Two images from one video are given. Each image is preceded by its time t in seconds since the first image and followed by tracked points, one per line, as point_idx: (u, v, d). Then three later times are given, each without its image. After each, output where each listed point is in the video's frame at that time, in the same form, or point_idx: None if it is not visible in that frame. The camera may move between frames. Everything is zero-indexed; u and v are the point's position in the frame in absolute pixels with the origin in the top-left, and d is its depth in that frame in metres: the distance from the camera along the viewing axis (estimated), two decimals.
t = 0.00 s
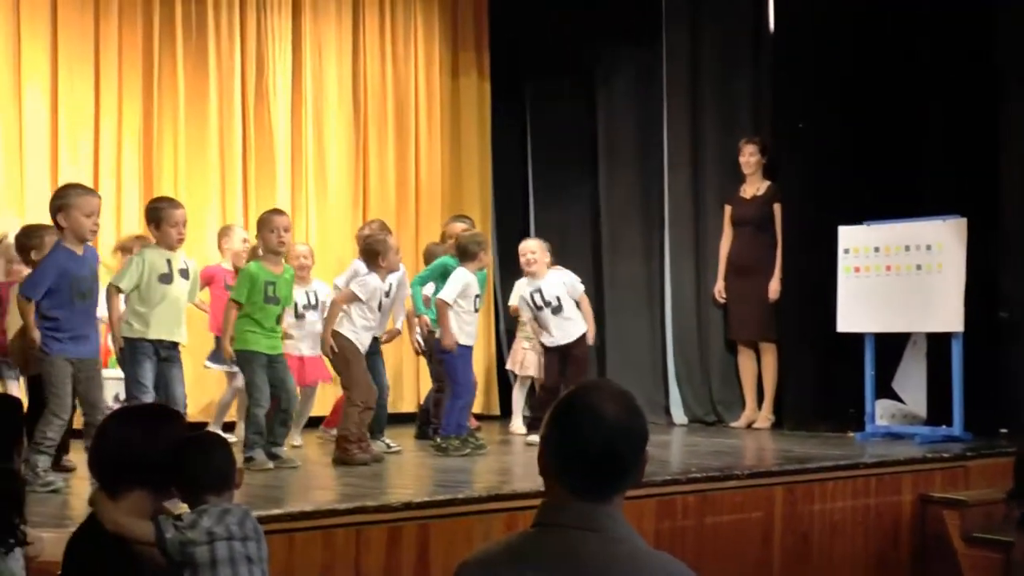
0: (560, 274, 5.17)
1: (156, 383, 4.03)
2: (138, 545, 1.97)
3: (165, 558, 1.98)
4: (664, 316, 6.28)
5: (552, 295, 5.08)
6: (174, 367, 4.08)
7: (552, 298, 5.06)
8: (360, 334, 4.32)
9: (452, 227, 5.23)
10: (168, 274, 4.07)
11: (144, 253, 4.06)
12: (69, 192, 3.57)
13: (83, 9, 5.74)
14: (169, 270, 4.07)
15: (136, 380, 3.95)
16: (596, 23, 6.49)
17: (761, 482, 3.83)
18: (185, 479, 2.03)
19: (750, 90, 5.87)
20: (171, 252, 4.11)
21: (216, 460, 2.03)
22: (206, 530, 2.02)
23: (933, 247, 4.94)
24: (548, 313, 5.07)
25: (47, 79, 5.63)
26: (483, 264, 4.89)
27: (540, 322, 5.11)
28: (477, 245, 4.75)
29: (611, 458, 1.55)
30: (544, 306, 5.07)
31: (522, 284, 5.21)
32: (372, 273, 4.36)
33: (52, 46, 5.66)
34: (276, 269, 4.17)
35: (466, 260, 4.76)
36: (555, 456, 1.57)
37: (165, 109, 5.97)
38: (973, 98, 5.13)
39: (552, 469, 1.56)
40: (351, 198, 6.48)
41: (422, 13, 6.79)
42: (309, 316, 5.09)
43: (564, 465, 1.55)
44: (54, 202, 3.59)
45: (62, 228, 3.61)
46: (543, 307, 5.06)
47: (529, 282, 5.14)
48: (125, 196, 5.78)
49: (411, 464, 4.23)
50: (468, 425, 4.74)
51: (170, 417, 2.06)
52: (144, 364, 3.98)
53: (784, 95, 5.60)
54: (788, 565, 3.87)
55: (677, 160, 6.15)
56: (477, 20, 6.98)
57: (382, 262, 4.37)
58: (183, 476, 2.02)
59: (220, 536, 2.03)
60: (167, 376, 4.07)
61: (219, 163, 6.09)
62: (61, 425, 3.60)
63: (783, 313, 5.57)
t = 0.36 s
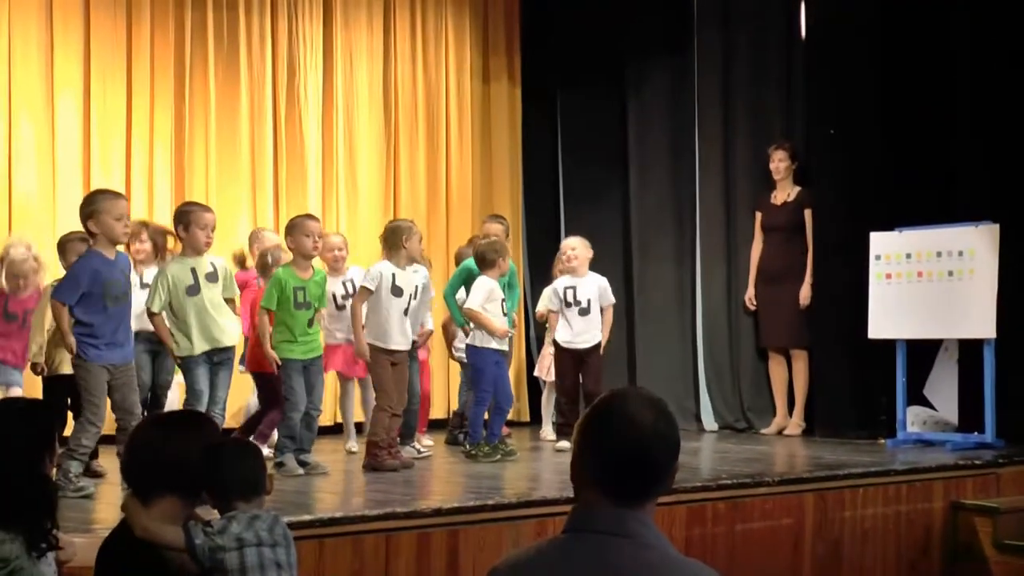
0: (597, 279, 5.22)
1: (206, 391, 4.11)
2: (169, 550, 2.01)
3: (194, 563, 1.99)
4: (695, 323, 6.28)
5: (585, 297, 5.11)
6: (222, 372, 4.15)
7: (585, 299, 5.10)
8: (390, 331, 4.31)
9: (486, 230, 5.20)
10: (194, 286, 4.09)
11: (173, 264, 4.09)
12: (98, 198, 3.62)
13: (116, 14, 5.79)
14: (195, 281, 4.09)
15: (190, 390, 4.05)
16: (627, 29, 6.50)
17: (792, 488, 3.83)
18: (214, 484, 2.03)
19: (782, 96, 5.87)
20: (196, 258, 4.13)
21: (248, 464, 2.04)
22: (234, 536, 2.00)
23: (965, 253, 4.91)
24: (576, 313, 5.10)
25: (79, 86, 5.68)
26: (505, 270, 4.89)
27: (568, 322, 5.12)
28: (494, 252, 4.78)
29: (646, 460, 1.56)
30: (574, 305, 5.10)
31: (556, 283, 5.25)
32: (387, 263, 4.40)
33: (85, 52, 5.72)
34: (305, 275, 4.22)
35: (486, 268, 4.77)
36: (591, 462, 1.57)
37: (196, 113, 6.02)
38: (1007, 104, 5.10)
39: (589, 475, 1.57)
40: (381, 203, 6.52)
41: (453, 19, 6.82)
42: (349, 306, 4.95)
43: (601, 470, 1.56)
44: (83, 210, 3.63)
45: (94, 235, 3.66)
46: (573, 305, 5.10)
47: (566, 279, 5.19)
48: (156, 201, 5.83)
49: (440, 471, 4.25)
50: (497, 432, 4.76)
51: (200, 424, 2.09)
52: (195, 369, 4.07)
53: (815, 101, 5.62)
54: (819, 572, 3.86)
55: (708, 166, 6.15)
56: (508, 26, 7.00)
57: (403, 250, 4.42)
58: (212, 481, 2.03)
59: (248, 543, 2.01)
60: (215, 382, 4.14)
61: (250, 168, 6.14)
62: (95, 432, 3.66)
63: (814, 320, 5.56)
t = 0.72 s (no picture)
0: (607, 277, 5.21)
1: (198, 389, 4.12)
2: (178, 551, 2.01)
3: (206, 565, 2.00)
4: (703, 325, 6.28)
5: (599, 293, 5.12)
6: (216, 372, 4.17)
7: (599, 295, 5.11)
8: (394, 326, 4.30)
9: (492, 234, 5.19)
10: (209, 278, 4.10)
11: (188, 257, 4.10)
12: (113, 199, 3.67)
13: (124, 17, 5.81)
14: (210, 274, 4.11)
15: (180, 387, 4.03)
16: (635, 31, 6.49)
17: (801, 490, 3.82)
18: (224, 487, 2.06)
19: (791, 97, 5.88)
20: (213, 254, 4.15)
21: (261, 465, 2.10)
22: (246, 538, 2.04)
23: (975, 255, 4.90)
24: (590, 309, 5.10)
25: (88, 94, 5.70)
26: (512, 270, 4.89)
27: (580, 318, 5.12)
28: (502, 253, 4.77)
29: (651, 466, 1.56)
30: (588, 301, 5.10)
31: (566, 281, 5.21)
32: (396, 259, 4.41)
33: (94, 54, 5.73)
34: (310, 273, 4.24)
35: (494, 269, 4.78)
36: (599, 466, 1.58)
37: (204, 116, 6.03)
38: (1015, 104, 5.09)
39: (597, 481, 1.57)
40: (389, 205, 6.53)
41: (462, 21, 6.83)
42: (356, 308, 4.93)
43: (608, 477, 1.56)
44: (98, 212, 3.68)
45: (108, 236, 3.70)
46: (588, 302, 5.10)
47: (578, 277, 5.17)
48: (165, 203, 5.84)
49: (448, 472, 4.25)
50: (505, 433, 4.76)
51: (212, 425, 2.09)
52: (186, 370, 4.06)
53: (823, 103, 5.63)
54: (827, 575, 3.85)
55: (716, 168, 6.15)
56: (517, 29, 7.00)
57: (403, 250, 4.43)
58: (223, 484, 2.05)
59: (260, 544, 2.06)
60: (208, 382, 4.16)
61: (259, 171, 6.15)
62: (105, 435, 3.68)
63: (823, 322, 5.55)
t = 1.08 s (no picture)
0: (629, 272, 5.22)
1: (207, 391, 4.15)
2: (201, 552, 2.02)
3: (226, 566, 1.99)
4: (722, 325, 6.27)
5: (617, 288, 5.13)
6: (226, 376, 4.17)
7: (618, 290, 5.12)
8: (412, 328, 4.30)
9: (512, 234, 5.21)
10: (222, 278, 4.17)
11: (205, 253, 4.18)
12: (122, 203, 3.67)
13: (144, 20, 5.84)
14: (222, 275, 4.18)
15: (186, 390, 4.08)
16: (653, 31, 6.49)
17: (821, 491, 3.81)
18: (244, 489, 2.04)
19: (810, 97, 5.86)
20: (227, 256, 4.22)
21: (281, 466, 2.07)
22: (266, 540, 1.99)
23: (996, 254, 4.88)
24: (612, 305, 5.10)
25: (108, 99, 5.72)
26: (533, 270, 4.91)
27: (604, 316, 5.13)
28: (525, 252, 4.77)
29: (669, 467, 1.56)
30: (608, 298, 5.12)
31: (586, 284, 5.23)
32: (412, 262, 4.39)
33: (113, 56, 5.76)
34: (334, 266, 4.26)
35: (516, 267, 4.80)
36: (617, 467, 1.58)
37: (223, 118, 6.06)
38: None
39: (615, 483, 1.57)
40: (408, 206, 6.54)
41: (480, 22, 6.84)
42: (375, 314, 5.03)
43: (626, 478, 1.56)
44: (108, 214, 3.69)
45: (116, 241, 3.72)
46: (608, 299, 5.11)
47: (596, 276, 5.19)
48: (185, 204, 5.86)
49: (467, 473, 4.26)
50: (524, 434, 4.76)
51: (232, 427, 2.11)
52: (194, 372, 4.10)
53: (842, 101, 5.59)
54: None
55: (735, 168, 6.14)
56: (535, 30, 7.00)
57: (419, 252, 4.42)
58: (242, 486, 2.04)
59: (280, 546, 1.99)
60: (219, 384, 4.17)
61: (278, 172, 6.17)
62: (118, 429, 3.67)
63: (843, 322, 5.54)
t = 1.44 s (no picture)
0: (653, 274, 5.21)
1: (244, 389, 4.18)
2: (228, 551, 2.04)
3: (252, 564, 2.00)
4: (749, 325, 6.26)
5: (643, 292, 5.12)
6: (263, 374, 4.22)
7: (643, 294, 5.11)
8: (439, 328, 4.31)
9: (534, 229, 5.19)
10: (249, 277, 4.17)
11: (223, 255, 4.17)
12: (151, 201, 3.70)
13: (172, 21, 5.87)
14: (249, 273, 4.18)
15: (225, 390, 4.11)
16: (679, 30, 6.47)
17: (849, 492, 3.80)
18: (271, 488, 2.05)
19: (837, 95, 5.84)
20: (249, 254, 4.22)
21: (308, 466, 2.05)
22: (291, 538, 2.01)
23: None
24: (636, 309, 5.10)
25: (136, 101, 5.76)
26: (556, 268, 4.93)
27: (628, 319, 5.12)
28: (547, 251, 4.79)
29: (696, 472, 1.55)
30: (633, 302, 5.11)
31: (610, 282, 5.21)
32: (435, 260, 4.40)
33: (142, 58, 5.79)
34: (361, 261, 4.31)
35: (539, 266, 4.81)
36: (643, 468, 1.58)
37: (251, 119, 6.09)
38: None
39: (639, 482, 1.57)
40: (434, 206, 6.56)
41: (506, 22, 6.85)
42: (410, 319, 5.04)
43: (652, 480, 1.56)
44: (137, 213, 3.72)
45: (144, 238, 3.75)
46: (633, 303, 5.10)
47: (622, 278, 5.16)
48: (212, 204, 5.91)
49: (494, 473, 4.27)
50: (550, 433, 4.76)
51: (260, 427, 2.12)
52: (233, 372, 4.14)
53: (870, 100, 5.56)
54: None
55: (762, 167, 6.12)
56: (561, 30, 7.00)
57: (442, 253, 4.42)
58: (268, 487, 2.05)
59: (305, 545, 2.02)
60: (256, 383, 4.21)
61: (305, 174, 6.20)
62: (145, 432, 3.72)
63: (871, 321, 5.51)
